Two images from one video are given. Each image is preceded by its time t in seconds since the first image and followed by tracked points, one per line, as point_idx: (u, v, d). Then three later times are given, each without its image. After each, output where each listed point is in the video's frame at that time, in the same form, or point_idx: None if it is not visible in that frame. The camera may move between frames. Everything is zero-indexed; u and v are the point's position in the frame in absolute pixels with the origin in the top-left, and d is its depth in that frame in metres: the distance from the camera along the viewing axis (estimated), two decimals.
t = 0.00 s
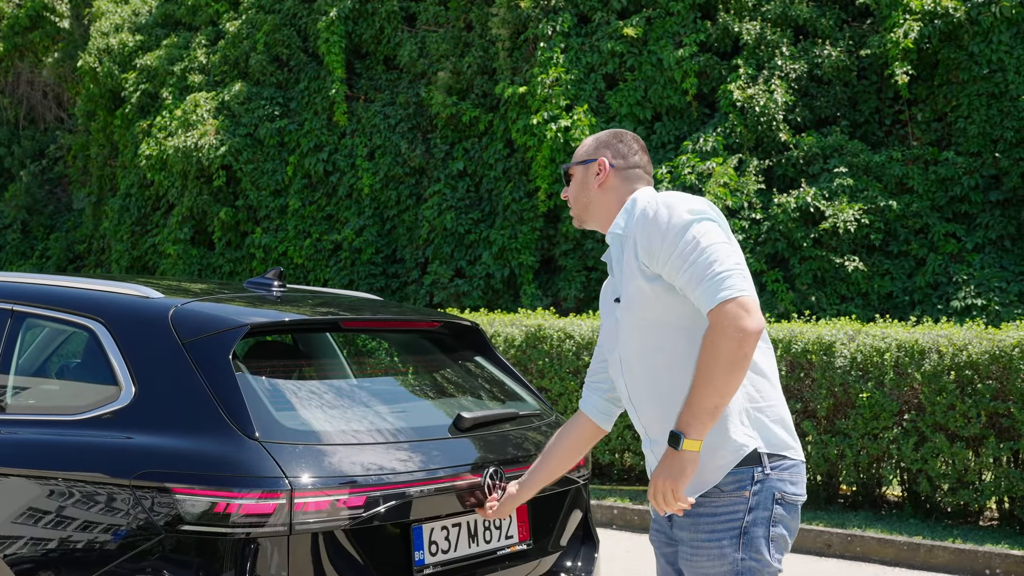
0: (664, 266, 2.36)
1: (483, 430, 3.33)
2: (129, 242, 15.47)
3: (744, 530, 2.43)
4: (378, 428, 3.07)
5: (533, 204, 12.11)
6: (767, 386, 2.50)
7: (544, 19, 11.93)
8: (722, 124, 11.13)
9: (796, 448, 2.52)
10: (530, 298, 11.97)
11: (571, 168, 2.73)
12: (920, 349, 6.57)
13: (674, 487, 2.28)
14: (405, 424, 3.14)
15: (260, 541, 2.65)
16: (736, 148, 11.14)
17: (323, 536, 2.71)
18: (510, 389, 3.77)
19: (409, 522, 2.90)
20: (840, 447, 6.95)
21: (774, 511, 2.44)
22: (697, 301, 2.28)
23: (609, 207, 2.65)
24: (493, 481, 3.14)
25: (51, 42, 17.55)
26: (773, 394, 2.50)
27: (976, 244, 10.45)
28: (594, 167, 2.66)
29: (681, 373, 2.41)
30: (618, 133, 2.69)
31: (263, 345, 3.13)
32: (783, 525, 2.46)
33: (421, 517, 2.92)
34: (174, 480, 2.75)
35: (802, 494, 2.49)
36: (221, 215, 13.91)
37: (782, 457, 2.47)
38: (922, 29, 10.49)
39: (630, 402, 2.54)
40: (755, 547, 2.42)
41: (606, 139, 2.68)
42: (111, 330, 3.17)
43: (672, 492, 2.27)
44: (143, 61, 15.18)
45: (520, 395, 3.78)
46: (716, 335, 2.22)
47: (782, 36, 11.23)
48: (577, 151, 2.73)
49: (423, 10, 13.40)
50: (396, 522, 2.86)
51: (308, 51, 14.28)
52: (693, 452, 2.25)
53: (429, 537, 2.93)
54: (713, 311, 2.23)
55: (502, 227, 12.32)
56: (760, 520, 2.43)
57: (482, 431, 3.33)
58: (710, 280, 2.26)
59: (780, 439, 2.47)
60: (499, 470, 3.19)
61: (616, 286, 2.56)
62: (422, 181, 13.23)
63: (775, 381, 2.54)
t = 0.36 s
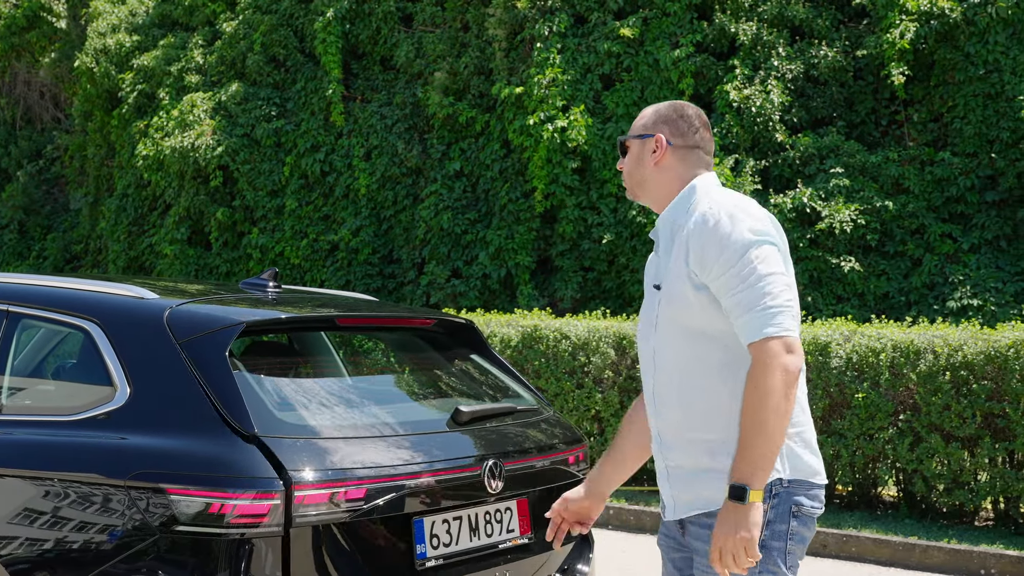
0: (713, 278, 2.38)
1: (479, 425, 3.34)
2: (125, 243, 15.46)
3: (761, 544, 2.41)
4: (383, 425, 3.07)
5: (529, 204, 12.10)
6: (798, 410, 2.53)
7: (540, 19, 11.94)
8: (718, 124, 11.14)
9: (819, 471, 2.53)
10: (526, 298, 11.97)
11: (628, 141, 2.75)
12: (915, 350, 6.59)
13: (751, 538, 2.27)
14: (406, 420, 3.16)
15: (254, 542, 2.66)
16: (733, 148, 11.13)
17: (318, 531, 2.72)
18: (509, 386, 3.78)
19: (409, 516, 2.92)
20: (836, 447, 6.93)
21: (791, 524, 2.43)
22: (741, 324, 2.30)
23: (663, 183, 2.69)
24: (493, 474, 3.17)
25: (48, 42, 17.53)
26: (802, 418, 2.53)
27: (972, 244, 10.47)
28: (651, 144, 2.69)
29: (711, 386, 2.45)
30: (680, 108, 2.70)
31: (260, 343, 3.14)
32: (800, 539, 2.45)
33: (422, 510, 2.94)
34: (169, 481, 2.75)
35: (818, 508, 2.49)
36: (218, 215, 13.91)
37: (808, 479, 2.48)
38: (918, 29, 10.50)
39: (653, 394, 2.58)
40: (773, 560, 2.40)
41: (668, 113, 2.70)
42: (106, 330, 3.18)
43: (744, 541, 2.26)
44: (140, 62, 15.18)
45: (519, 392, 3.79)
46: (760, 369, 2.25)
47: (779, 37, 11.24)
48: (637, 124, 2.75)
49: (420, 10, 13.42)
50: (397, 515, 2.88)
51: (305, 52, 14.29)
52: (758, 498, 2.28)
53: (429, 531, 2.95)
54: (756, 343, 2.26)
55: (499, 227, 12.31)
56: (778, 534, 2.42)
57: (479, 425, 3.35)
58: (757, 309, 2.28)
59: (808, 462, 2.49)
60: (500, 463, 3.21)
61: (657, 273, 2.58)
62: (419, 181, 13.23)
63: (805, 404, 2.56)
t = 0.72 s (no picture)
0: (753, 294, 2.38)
1: (479, 393, 3.47)
2: (118, 244, 15.44)
3: (768, 553, 2.48)
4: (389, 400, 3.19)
5: (522, 205, 12.11)
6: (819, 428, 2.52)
7: (533, 20, 11.96)
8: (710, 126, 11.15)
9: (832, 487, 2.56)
10: (519, 299, 11.99)
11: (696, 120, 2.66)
12: (906, 351, 6.62)
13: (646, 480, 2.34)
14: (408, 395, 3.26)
15: (246, 545, 2.71)
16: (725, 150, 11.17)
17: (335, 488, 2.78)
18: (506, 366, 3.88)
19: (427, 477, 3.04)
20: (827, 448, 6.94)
21: (798, 533, 2.49)
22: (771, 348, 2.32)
23: (725, 170, 2.61)
24: (504, 439, 3.29)
25: (41, 42, 17.51)
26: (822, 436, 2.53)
27: (963, 246, 10.51)
28: (720, 129, 2.58)
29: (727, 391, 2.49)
30: (754, 92, 2.58)
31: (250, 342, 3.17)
32: (807, 547, 2.51)
33: (437, 474, 3.06)
34: (160, 484, 2.76)
35: (827, 515, 2.53)
36: (211, 216, 13.91)
37: (820, 494, 2.51)
38: (910, 31, 10.54)
39: (676, 386, 2.62)
40: (779, 569, 2.48)
41: (742, 99, 2.57)
42: (100, 334, 3.17)
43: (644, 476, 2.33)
44: (132, 62, 15.16)
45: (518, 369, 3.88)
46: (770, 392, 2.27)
47: (771, 38, 11.27)
48: (708, 103, 2.65)
49: (413, 11, 13.42)
50: (413, 478, 2.99)
51: (298, 53, 14.28)
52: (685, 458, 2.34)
53: (446, 494, 3.07)
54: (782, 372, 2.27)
55: (491, 228, 12.32)
56: (785, 543, 2.48)
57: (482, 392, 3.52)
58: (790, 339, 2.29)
59: (820, 480, 2.51)
60: (508, 425, 3.34)
61: (703, 263, 2.59)
62: (412, 182, 13.24)
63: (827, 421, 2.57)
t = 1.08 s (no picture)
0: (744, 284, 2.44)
1: (471, 359, 3.53)
2: (106, 245, 15.40)
3: (762, 557, 2.50)
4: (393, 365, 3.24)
5: (510, 207, 12.13)
6: (818, 432, 2.54)
7: (521, 22, 11.99)
8: (698, 128, 11.18)
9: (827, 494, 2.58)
10: (507, 301, 12.00)
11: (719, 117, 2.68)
12: (891, 353, 6.67)
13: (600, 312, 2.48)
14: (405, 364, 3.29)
15: (233, 549, 2.75)
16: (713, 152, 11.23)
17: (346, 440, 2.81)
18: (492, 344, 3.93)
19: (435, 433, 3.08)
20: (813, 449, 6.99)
21: (791, 537, 2.51)
22: (750, 334, 2.39)
23: (745, 171, 2.64)
24: (508, 394, 3.33)
25: (29, 42, 17.47)
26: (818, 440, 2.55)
27: (949, 247, 10.56)
28: (749, 130, 2.61)
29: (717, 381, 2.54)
30: (782, 97, 2.62)
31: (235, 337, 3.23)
32: (801, 552, 2.53)
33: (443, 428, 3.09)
34: (149, 488, 2.78)
35: (820, 519, 2.55)
36: (199, 217, 13.90)
37: (813, 499, 2.52)
38: (896, 34, 10.61)
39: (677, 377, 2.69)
40: (773, 572, 2.50)
41: (770, 102, 2.61)
42: (88, 339, 3.16)
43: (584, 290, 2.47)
44: (120, 63, 15.12)
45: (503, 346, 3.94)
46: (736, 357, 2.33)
47: (758, 41, 11.31)
48: (734, 102, 2.67)
49: (401, 12, 13.41)
50: (419, 431, 3.01)
51: (287, 53, 14.25)
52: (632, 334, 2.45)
53: (457, 450, 3.09)
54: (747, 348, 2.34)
55: (480, 229, 12.33)
56: (779, 547, 2.50)
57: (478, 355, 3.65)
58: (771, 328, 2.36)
59: (816, 485, 2.53)
60: (508, 380, 3.38)
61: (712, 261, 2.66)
62: (401, 184, 13.22)
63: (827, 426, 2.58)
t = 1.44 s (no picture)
0: (758, 285, 2.40)
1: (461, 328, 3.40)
2: (95, 245, 15.36)
3: (756, 559, 2.50)
4: (384, 332, 3.13)
5: (501, 208, 12.14)
6: (816, 433, 2.55)
7: (512, 23, 12.01)
8: (688, 129, 11.21)
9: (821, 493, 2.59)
10: (498, 302, 12.01)
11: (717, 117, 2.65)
12: (880, 355, 6.71)
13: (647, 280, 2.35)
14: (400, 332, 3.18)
15: (223, 552, 2.76)
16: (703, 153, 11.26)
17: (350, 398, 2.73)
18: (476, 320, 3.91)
19: (436, 394, 2.98)
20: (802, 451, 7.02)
21: (785, 538, 2.51)
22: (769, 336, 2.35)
23: (746, 176, 2.62)
24: (506, 354, 3.21)
25: (19, 42, 17.45)
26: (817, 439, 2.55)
27: (938, 249, 10.60)
28: (758, 138, 2.60)
29: (722, 383, 2.51)
30: (786, 107, 2.65)
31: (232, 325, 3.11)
32: (794, 553, 2.54)
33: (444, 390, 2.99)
34: (138, 491, 2.79)
35: (812, 520, 2.56)
36: (189, 217, 13.88)
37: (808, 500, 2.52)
38: (886, 36, 10.66)
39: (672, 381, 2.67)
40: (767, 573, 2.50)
41: (773, 109, 2.62)
42: (76, 341, 3.13)
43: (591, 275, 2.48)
44: (110, 63, 15.09)
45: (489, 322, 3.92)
46: (772, 354, 2.26)
47: (748, 42, 11.35)
48: (734, 104, 2.65)
49: (392, 13, 13.40)
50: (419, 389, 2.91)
51: (277, 54, 14.23)
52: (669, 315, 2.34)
53: (460, 410, 2.98)
54: (782, 346, 2.27)
55: (471, 230, 12.33)
56: (773, 549, 2.50)
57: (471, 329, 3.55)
58: (792, 327, 2.33)
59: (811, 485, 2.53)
60: (503, 343, 3.28)
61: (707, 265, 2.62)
62: (391, 185, 13.20)
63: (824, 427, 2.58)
